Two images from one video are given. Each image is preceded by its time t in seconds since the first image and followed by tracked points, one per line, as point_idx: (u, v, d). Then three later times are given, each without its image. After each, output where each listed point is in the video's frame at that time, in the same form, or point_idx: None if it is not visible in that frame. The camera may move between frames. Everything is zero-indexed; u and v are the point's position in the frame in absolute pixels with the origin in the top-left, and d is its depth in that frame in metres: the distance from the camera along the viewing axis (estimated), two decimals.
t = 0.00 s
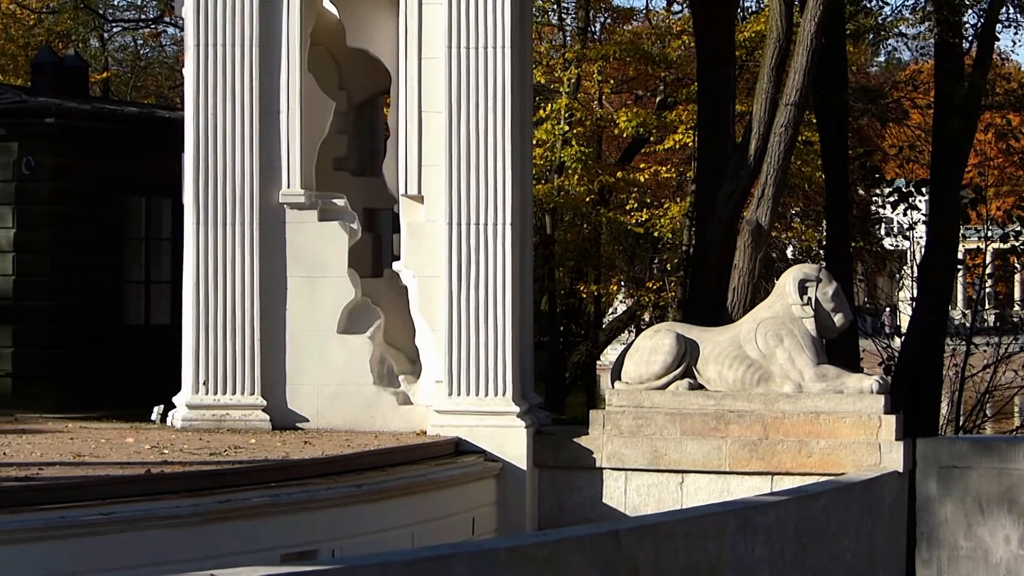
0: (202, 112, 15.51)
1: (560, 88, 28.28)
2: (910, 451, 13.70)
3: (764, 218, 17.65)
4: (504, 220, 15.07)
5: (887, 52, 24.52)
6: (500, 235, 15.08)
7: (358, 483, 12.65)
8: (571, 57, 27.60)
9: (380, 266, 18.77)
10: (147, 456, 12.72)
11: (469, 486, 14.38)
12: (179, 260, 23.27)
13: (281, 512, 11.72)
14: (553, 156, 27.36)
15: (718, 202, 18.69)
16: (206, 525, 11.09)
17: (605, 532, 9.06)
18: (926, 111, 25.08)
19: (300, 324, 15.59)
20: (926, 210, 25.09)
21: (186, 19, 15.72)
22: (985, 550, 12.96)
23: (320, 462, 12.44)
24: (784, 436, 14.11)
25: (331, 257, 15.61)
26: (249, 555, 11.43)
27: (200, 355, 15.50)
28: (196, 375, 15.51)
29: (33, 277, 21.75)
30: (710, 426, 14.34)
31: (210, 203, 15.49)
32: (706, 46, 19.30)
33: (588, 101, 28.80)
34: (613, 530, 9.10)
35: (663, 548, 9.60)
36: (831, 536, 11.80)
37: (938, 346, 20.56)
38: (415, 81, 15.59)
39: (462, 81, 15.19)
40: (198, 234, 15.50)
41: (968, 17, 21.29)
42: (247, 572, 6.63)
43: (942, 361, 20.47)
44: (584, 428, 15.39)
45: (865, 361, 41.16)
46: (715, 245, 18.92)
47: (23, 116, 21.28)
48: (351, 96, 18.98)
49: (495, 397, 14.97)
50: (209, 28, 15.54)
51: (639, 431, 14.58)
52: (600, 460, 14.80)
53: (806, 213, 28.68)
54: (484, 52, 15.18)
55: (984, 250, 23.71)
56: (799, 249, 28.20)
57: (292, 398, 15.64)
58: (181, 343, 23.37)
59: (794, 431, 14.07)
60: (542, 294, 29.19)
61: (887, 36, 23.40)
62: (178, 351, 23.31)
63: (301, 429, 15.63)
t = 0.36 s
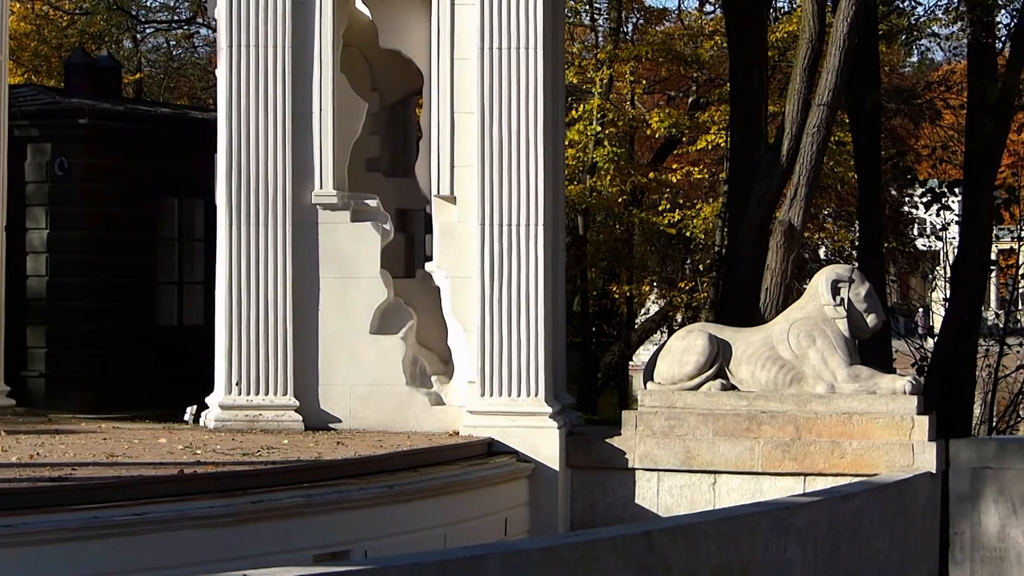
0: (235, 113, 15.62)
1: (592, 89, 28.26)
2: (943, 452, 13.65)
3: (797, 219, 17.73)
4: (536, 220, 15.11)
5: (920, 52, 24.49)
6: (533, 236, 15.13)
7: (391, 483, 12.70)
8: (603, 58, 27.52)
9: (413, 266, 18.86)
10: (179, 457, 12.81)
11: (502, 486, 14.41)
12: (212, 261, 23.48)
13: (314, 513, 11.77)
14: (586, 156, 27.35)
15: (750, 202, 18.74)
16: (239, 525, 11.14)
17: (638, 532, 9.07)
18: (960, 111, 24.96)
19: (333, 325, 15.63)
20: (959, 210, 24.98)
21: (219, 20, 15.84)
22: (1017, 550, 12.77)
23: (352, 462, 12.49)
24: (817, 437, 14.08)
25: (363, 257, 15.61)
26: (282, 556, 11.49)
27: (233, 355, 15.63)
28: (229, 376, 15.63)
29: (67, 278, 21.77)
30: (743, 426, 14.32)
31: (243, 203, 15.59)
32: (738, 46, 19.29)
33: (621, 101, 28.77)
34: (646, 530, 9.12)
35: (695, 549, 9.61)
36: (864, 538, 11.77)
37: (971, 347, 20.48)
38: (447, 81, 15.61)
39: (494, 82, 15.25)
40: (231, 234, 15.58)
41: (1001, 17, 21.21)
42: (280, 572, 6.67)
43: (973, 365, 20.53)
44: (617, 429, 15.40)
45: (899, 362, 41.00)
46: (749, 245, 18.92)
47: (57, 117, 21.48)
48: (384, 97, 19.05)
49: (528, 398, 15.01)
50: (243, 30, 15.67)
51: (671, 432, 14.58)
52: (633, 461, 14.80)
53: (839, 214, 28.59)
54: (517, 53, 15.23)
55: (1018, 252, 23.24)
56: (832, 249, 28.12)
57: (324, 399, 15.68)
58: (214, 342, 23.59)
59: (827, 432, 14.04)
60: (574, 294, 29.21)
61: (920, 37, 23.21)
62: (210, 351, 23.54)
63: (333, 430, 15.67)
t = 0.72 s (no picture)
0: (269, 113, 15.73)
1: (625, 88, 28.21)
2: (976, 452, 13.64)
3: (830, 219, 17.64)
4: (569, 221, 15.18)
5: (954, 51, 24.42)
6: (566, 236, 15.20)
7: (424, 483, 12.76)
8: (636, 58, 27.44)
9: (445, 267, 18.93)
10: (213, 456, 12.89)
11: (535, 487, 14.44)
12: (246, 261, 23.49)
13: (348, 512, 11.83)
14: (619, 156, 27.29)
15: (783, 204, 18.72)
16: (274, 525, 11.21)
17: (670, 532, 9.08)
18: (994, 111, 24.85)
19: (366, 326, 15.73)
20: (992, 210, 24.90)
21: (252, 20, 15.93)
22: None
23: (386, 462, 12.56)
24: (850, 437, 14.06)
25: (396, 257, 15.68)
26: (316, 555, 11.54)
27: (266, 356, 15.69)
28: (262, 376, 15.69)
29: (100, 277, 21.92)
30: (776, 426, 14.32)
31: (277, 203, 15.68)
32: (771, 46, 19.27)
33: (654, 101, 28.68)
34: (679, 531, 9.14)
35: (728, 549, 9.63)
36: (898, 538, 11.74)
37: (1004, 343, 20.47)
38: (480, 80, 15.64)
39: (527, 82, 15.31)
40: (264, 234, 15.67)
41: None
42: (315, 571, 6.72)
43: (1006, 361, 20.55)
44: (650, 429, 15.42)
45: (931, 362, 40.85)
46: (784, 243, 18.90)
47: (90, 117, 21.64)
48: (417, 97, 19.11)
49: (560, 398, 15.06)
50: (277, 29, 15.75)
51: (704, 432, 14.57)
52: (665, 461, 14.80)
53: (872, 214, 28.47)
54: (551, 53, 15.32)
55: None
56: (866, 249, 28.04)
57: (357, 399, 15.76)
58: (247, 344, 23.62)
59: (859, 433, 14.03)
60: (607, 294, 29.20)
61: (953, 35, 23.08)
62: (243, 353, 23.56)
63: (366, 430, 15.74)
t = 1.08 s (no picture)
0: (299, 114, 15.78)
1: (654, 88, 28.14)
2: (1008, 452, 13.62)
3: (861, 220, 17.76)
4: (599, 220, 15.23)
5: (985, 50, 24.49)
6: (596, 236, 15.25)
7: (454, 483, 12.81)
8: (666, 58, 27.40)
9: (476, 267, 18.98)
10: (243, 456, 12.96)
11: (565, 487, 14.44)
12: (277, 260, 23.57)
13: (379, 512, 11.87)
14: (648, 156, 27.26)
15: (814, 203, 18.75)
16: (305, 525, 11.26)
17: (701, 532, 9.11)
18: None
19: (396, 326, 15.80)
20: None
21: (282, 21, 16.00)
22: None
23: (417, 461, 12.62)
24: (881, 437, 14.03)
25: (427, 257, 15.79)
26: (347, 555, 11.59)
27: (297, 355, 15.75)
28: (293, 375, 15.75)
29: (132, 278, 21.97)
30: (807, 426, 14.29)
31: (307, 203, 15.74)
32: (802, 47, 19.25)
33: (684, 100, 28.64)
34: (709, 531, 9.16)
35: (759, 549, 9.64)
36: (929, 539, 11.71)
37: None
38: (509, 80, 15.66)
39: (558, 82, 15.36)
40: (295, 234, 15.73)
41: None
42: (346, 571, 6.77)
43: None
44: (681, 429, 15.41)
45: (962, 362, 40.64)
46: (812, 241, 18.99)
47: (121, 117, 21.59)
48: (446, 97, 19.18)
49: (590, 398, 15.11)
50: (306, 30, 15.83)
51: (735, 432, 14.56)
52: (695, 461, 14.79)
53: (903, 212, 28.22)
54: (580, 53, 15.36)
55: None
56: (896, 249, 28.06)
57: (387, 398, 15.83)
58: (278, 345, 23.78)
59: (890, 433, 13.99)
60: (637, 293, 29.17)
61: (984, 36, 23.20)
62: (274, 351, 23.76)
63: (397, 430, 15.81)
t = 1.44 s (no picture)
0: (328, 114, 15.85)
1: (683, 88, 28.07)
2: None
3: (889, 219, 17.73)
4: (627, 220, 15.24)
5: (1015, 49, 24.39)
6: (625, 235, 15.25)
7: (483, 482, 12.85)
8: (695, 57, 27.36)
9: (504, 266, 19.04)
10: (273, 455, 13.04)
11: (593, 486, 14.46)
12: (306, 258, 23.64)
13: (408, 512, 11.92)
14: (677, 155, 27.24)
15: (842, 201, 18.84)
16: (335, 524, 11.33)
17: (729, 532, 9.13)
18: None
19: (425, 326, 15.82)
20: None
21: (311, 20, 16.08)
22: None
23: (446, 460, 12.67)
24: (909, 437, 14.02)
25: (456, 257, 15.84)
26: (376, 554, 11.64)
27: (325, 355, 15.84)
28: (321, 375, 15.84)
29: (161, 278, 22.13)
30: (836, 426, 14.28)
31: (336, 202, 15.81)
32: (832, 45, 19.24)
33: (712, 100, 28.61)
34: (737, 530, 9.18)
35: (787, 549, 9.65)
36: (958, 539, 11.69)
37: None
38: (538, 80, 15.77)
39: (586, 81, 15.37)
40: (323, 233, 15.79)
41: None
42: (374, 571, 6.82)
43: None
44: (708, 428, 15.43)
45: (993, 362, 40.52)
46: (841, 241, 19.15)
47: (150, 117, 21.84)
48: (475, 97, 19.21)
49: (620, 397, 15.11)
50: (335, 29, 15.89)
51: (763, 432, 14.58)
52: (724, 461, 14.80)
53: (932, 213, 28.25)
54: (608, 52, 15.38)
55: None
56: (924, 249, 27.99)
57: (415, 398, 15.87)
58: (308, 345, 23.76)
59: (919, 432, 13.99)
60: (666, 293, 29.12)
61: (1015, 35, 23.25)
62: (303, 351, 23.75)
63: (426, 429, 15.83)
